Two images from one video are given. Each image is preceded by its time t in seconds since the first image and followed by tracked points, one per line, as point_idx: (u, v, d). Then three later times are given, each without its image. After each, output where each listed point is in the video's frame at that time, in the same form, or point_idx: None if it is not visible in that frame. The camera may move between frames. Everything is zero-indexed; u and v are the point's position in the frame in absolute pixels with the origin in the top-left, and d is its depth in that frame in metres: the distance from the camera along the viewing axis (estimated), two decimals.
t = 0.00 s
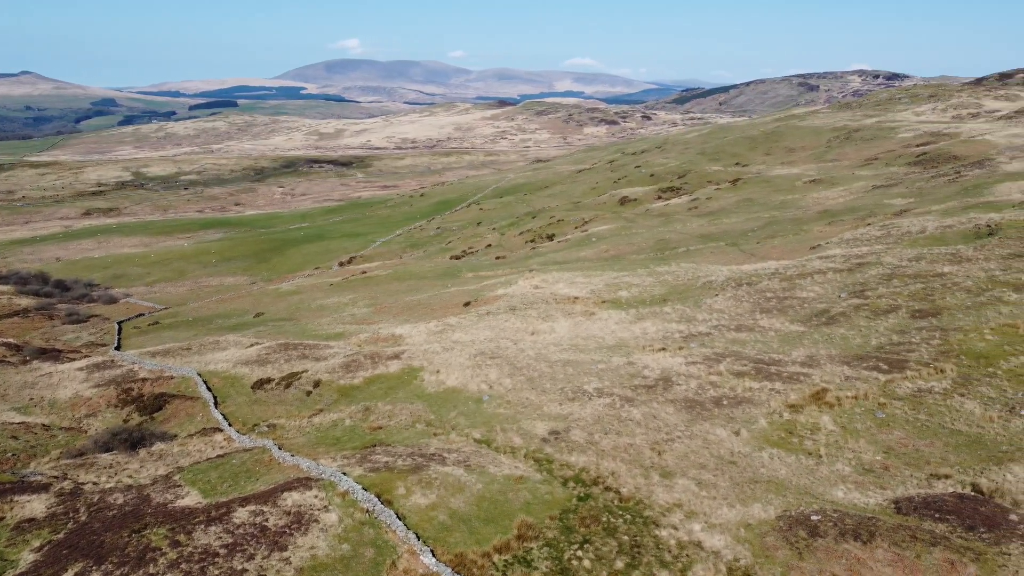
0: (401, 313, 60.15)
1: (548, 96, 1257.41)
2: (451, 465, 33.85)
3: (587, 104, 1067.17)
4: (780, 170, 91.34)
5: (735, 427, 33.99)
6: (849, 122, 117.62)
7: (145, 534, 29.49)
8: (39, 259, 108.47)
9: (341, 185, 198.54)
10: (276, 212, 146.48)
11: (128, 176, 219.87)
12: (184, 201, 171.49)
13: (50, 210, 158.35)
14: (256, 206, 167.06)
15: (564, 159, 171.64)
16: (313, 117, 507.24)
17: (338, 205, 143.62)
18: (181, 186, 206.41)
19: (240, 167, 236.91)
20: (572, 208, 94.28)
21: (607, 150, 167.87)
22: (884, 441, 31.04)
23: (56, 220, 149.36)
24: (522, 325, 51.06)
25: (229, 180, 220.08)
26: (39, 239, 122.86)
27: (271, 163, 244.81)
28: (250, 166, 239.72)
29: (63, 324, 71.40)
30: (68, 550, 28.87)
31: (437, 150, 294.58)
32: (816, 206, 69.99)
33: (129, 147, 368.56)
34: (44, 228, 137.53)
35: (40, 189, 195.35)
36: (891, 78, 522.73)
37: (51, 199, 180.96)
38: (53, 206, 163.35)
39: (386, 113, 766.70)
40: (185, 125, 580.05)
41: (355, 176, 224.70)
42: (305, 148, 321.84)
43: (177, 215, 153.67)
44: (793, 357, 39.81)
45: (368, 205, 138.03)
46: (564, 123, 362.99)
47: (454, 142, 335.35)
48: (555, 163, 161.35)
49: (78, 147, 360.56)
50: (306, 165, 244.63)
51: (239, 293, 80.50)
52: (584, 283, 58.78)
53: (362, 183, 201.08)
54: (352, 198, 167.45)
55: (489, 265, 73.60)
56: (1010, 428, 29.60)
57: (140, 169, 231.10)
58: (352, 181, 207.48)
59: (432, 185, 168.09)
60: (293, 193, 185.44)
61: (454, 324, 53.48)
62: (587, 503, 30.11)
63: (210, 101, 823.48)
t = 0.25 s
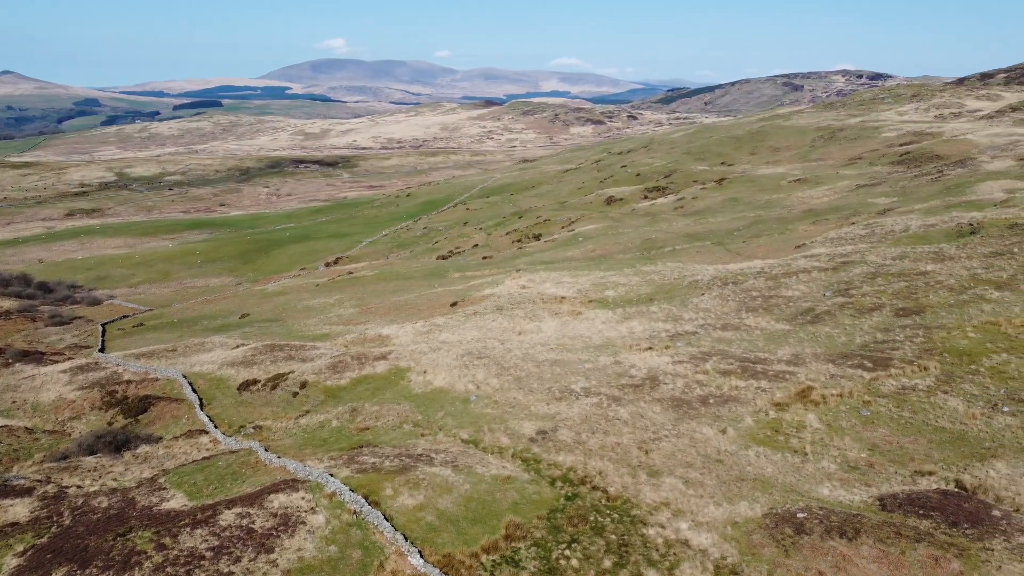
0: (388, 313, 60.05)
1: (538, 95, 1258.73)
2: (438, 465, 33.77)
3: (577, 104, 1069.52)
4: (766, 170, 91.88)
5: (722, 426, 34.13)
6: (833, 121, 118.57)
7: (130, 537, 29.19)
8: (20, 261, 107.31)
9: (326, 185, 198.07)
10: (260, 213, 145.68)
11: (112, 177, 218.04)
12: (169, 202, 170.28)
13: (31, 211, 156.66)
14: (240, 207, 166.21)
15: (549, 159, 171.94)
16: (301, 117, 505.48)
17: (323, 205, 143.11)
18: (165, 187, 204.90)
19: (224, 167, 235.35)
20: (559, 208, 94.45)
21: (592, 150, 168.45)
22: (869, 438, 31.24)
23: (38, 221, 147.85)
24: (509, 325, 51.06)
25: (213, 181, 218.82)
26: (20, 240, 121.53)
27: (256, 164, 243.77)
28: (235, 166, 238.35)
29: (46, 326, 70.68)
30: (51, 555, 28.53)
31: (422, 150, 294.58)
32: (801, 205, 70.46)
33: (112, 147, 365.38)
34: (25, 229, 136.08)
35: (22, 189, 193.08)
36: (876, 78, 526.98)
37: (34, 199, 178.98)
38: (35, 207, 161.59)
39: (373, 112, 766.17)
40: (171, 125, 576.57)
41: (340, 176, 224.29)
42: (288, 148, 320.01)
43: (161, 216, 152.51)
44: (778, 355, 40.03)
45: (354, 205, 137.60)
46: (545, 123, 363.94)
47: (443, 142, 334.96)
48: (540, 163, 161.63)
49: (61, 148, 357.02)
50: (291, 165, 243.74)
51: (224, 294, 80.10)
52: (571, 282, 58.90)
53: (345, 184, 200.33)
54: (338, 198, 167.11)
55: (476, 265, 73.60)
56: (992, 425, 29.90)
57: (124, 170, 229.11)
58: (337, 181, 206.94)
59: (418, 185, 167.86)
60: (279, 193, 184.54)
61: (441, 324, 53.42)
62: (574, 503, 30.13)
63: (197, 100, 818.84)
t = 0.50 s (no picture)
0: (373, 314, 59.93)
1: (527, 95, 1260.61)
2: (424, 466, 33.67)
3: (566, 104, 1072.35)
4: (749, 169, 92.51)
5: (706, 424, 34.28)
6: (815, 121, 119.61)
7: (113, 541, 28.87)
8: None
9: (309, 185, 197.36)
10: (244, 213, 144.69)
11: (92, 178, 215.91)
12: (151, 203, 168.87)
13: (10, 212, 154.61)
14: (223, 207, 165.19)
15: (533, 159, 172.29)
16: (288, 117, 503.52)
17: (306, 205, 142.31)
18: (148, 188, 203.06)
19: (206, 167, 233.30)
20: (544, 207, 94.52)
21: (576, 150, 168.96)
22: (852, 435, 31.49)
23: (17, 221, 145.98)
24: (494, 325, 51.06)
25: (196, 181, 217.19)
26: None
27: (240, 164, 242.40)
28: (218, 166, 236.62)
29: (25, 328, 69.80)
30: (32, 560, 28.17)
31: (408, 150, 294.20)
32: (784, 204, 70.97)
33: (93, 147, 361.55)
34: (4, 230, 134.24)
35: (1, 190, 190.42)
36: (858, 78, 531.89)
37: (13, 200, 176.58)
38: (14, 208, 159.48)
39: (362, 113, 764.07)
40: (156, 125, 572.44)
41: (324, 176, 223.78)
42: (271, 149, 318.18)
43: (142, 216, 151.06)
44: (762, 354, 40.29)
45: (337, 205, 137.02)
46: (531, 122, 364.49)
47: (431, 141, 334.46)
48: (524, 163, 161.92)
49: (41, 148, 352.91)
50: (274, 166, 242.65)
51: (207, 295, 79.59)
52: (556, 282, 59.03)
53: (328, 184, 199.46)
54: (321, 198, 166.62)
55: (460, 265, 73.60)
56: (973, 421, 30.25)
57: (105, 170, 226.61)
58: (321, 181, 206.22)
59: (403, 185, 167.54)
60: (262, 194, 183.48)
61: (426, 324, 53.36)
62: (560, 502, 30.16)
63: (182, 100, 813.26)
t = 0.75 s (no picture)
0: (360, 314, 59.80)
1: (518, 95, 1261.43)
2: (412, 467, 33.59)
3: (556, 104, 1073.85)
4: (734, 168, 93.01)
5: (693, 423, 34.41)
6: (800, 120, 120.36)
7: (98, 545, 28.59)
8: None
9: (294, 186, 196.61)
10: (229, 214, 143.85)
11: (74, 178, 214.00)
12: (135, 203, 167.58)
13: None
14: (206, 208, 164.28)
15: (518, 159, 172.39)
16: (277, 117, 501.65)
17: (291, 206, 141.60)
18: (133, 188, 201.50)
19: (190, 168, 231.35)
20: (531, 207, 94.54)
21: (562, 150, 169.27)
22: (837, 433, 31.69)
23: None
24: (481, 325, 51.05)
25: (180, 182, 215.68)
26: None
27: (226, 164, 240.76)
28: (202, 166, 234.98)
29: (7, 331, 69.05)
30: (15, 564, 27.84)
31: (396, 150, 293.54)
32: (769, 203, 71.36)
33: (76, 148, 358.26)
34: None
35: None
36: (842, 78, 534.09)
37: None
38: None
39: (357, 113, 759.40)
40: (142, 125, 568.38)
41: (309, 176, 223.11)
42: (257, 149, 316.52)
43: (126, 217, 149.83)
44: (748, 352, 40.49)
45: (322, 205, 136.50)
46: (520, 122, 364.55)
47: (420, 141, 333.89)
48: (510, 163, 162.12)
49: (23, 148, 349.24)
50: (259, 166, 241.28)
51: (192, 297, 79.12)
52: (543, 282, 59.13)
53: (311, 184, 198.07)
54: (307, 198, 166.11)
55: (448, 265, 73.54)
56: (956, 418, 30.53)
57: (87, 171, 224.46)
58: (306, 182, 205.42)
59: (389, 185, 167.20)
60: (247, 194, 182.48)
61: (412, 324, 53.26)
62: (548, 502, 30.17)
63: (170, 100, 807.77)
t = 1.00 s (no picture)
0: (345, 315, 59.62)
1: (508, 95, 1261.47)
2: (397, 468, 33.50)
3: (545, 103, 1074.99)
4: (717, 168, 93.52)
5: (678, 422, 34.56)
6: (784, 120, 121.16)
7: (79, 549, 28.25)
8: None
9: (278, 186, 195.86)
10: (212, 214, 142.95)
11: (54, 179, 212.03)
12: (116, 205, 166.05)
13: None
14: (189, 209, 163.20)
15: (500, 159, 172.52)
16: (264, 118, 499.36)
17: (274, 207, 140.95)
18: (115, 189, 199.64)
19: (172, 168, 229.53)
20: (516, 207, 94.52)
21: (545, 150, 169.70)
22: (821, 430, 31.92)
23: None
24: (466, 325, 51.02)
25: (162, 183, 214.09)
26: None
27: (206, 164, 239.25)
28: (185, 167, 233.33)
29: None
30: None
31: (383, 150, 292.79)
32: (752, 203, 71.79)
33: (56, 148, 354.63)
34: None
35: None
36: (821, 78, 534.18)
37: None
38: None
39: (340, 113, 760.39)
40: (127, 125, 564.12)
41: (293, 176, 222.36)
42: (241, 149, 314.94)
43: (108, 219, 148.37)
44: (732, 351, 40.72)
45: (305, 206, 135.93)
46: (507, 122, 364.78)
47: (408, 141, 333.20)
48: (494, 163, 162.28)
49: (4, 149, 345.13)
50: (243, 167, 240.07)
51: (175, 298, 78.55)
52: (528, 281, 59.21)
53: (293, 185, 196.71)
54: (291, 199, 165.57)
55: (432, 265, 73.48)
56: (937, 414, 30.84)
57: (68, 172, 222.10)
58: (289, 182, 204.58)
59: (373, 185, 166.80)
60: (231, 195, 181.33)
61: (398, 324, 53.15)
62: (534, 501, 30.18)
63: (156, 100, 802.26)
